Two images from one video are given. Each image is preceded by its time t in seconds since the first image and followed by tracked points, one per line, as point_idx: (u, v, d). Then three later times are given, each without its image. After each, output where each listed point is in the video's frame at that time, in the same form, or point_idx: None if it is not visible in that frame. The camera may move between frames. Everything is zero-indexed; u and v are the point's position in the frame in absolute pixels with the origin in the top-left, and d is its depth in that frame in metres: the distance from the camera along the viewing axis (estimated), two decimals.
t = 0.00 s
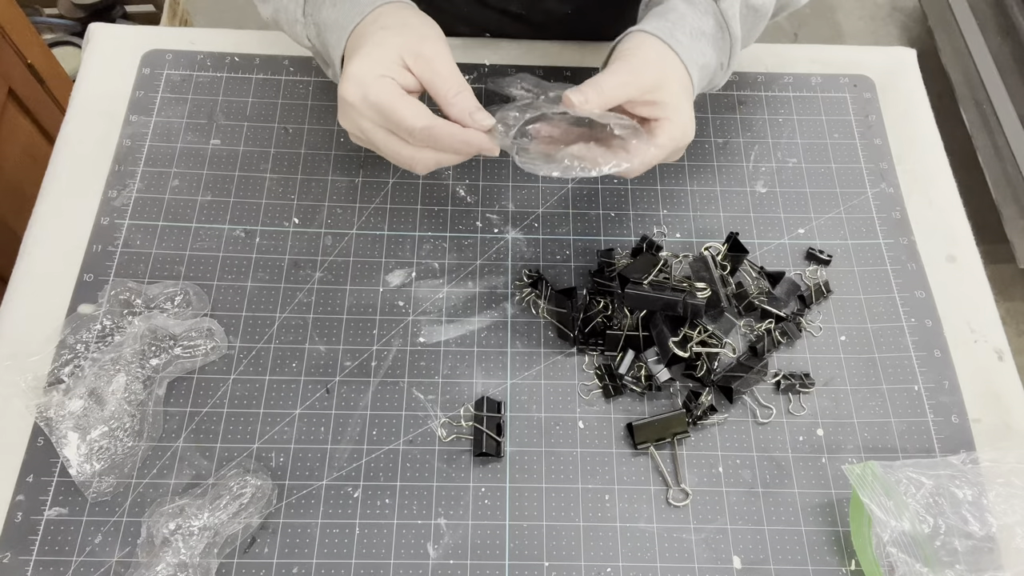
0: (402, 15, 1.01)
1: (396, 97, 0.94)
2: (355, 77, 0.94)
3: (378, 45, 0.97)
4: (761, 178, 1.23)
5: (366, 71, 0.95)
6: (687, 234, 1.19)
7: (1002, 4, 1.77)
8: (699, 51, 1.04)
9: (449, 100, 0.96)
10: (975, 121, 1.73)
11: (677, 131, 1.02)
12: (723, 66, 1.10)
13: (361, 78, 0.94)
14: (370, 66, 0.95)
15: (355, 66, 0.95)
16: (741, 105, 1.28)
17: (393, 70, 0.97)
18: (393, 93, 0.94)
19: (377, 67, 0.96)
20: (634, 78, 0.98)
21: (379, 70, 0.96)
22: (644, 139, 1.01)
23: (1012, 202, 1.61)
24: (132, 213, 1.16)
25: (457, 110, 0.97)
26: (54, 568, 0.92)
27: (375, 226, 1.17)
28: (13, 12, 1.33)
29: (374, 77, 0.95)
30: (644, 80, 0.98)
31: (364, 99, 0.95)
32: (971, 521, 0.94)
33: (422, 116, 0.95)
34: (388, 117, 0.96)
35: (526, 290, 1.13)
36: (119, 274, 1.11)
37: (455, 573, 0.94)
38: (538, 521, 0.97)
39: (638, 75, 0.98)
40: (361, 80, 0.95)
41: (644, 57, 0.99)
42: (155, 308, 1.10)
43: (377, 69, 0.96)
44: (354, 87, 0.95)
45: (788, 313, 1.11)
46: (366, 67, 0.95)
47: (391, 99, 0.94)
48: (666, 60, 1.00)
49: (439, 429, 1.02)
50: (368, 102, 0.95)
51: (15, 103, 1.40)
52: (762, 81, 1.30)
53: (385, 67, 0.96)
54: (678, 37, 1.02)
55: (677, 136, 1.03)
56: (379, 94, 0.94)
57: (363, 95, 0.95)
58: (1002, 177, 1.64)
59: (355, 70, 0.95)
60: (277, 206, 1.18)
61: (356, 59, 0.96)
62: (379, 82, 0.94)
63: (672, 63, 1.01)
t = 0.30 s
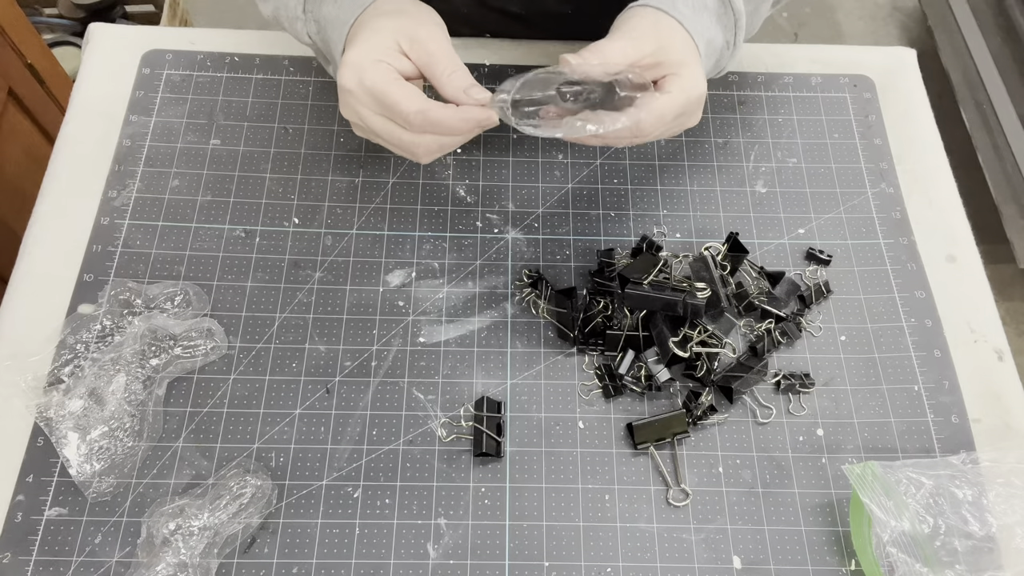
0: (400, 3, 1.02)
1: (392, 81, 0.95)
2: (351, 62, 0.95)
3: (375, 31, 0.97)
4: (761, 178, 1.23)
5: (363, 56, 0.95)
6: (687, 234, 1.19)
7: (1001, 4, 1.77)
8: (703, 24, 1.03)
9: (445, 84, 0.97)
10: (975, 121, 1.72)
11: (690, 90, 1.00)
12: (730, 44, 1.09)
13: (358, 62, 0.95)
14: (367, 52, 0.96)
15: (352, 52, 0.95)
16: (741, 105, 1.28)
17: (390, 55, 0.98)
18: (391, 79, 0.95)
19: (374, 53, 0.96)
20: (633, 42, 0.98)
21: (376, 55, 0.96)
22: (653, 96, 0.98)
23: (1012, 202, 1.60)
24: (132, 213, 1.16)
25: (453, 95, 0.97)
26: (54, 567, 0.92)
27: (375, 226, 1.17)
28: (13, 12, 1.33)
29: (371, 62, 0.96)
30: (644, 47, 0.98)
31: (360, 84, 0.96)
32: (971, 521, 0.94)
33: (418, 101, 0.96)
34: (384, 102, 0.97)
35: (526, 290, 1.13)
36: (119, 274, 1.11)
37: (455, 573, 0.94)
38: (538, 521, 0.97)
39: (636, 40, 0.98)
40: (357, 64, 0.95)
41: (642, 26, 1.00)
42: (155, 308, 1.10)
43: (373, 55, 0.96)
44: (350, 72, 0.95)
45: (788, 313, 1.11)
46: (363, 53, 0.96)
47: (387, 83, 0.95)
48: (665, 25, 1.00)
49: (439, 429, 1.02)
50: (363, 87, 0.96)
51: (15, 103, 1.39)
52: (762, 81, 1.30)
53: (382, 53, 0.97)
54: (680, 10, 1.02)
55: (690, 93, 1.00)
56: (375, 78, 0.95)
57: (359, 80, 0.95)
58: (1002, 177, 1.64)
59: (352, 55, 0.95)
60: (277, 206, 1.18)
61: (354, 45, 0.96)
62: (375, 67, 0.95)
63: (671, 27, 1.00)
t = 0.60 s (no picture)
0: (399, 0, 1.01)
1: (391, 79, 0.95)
2: (352, 57, 0.95)
3: (374, 29, 0.97)
4: (761, 178, 1.23)
5: (362, 54, 0.95)
6: (687, 234, 1.19)
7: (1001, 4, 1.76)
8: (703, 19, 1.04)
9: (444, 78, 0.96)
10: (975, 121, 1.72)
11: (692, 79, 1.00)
12: (729, 41, 1.10)
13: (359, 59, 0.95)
14: (368, 49, 0.96)
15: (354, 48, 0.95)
16: (741, 105, 1.28)
17: (387, 53, 0.97)
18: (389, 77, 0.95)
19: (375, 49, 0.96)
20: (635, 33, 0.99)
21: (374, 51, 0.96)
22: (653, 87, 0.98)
23: (1012, 202, 1.61)
24: (132, 213, 1.16)
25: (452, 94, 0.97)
26: (54, 567, 0.92)
27: (375, 226, 1.17)
28: (13, 12, 1.33)
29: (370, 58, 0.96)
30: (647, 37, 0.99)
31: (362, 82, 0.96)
32: (971, 521, 0.94)
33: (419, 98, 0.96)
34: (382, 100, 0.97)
35: (527, 290, 1.13)
36: (119, 274, 1.11)
37: (455, 573, 0.94)
38: (538, 521, 0.97)
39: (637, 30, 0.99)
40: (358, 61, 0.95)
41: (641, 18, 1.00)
42: (155, 307, 1.09)
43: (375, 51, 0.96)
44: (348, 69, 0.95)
45: (788, 313, 1.11)
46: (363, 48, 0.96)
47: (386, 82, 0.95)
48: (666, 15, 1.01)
49: (439, 430, 1.02)
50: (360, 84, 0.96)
51: (15, 103, 1.39)
52: (762, 81, 1.30)
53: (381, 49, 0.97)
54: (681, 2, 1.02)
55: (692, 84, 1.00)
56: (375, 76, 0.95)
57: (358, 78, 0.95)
58: (1002, 177, 1.64)
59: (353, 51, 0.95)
60: (278, 206, 1.18)
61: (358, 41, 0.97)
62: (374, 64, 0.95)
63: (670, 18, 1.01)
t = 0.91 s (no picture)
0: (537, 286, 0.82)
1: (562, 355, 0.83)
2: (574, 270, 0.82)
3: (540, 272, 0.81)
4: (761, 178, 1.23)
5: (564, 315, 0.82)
6: (687, 234, 1.19)
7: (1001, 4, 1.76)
8: (812, 30, 1.07)
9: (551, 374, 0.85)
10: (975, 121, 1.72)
11: (782, 96, 1.04)
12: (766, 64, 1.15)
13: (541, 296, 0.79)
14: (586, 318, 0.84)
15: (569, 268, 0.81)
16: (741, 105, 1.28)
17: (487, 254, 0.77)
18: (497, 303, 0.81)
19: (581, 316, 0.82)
20: (778, 60, 1.06)
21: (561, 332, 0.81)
22: (753, 99, 1.03)
23: (1012, 203, 1.60)
24: (132, 213, 1.15)
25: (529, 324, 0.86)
26: (54, 568, 0.92)
27: (375, 226, 1.17)
28: (14, 12, 1.33)
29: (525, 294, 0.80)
30: (803, 61, 1.06)
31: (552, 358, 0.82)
32: (971, 521, 0.94)
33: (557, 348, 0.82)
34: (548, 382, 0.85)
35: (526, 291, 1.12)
36: (119, 274, 1.11)
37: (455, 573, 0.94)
38: (538, 521, 0.97)
39: (782, 54, 1.06)
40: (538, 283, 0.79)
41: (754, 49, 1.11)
42: (155, 308, 1.09)
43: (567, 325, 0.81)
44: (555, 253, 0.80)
45: (788, 313, 1.11)
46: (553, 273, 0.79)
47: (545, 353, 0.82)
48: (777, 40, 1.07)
49: (439, 430, 1.02)
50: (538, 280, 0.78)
51: (15, 103, 1.39)
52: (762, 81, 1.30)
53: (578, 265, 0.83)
54: (776, 22, 1.08)
55: (794, 91, 1.05)
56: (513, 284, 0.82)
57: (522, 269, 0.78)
58: (1002, 177, 1.64)
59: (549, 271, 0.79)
60: (278, 206, 1.18)
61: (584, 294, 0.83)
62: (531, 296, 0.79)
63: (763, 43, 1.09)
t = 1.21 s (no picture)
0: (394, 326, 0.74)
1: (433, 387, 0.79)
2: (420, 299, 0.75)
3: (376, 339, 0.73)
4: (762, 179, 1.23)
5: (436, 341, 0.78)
6: (687, 234, 1.19)
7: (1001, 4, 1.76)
8: (860, 36, 1.07)
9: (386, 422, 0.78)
10: (975, 121, 1.72)
11: (849, 116, 1.02)
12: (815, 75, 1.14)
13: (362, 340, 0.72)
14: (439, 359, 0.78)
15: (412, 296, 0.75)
16: (741, 105, 1.28)
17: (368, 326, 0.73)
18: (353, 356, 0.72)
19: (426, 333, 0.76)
20: (833, 77, 1.05)
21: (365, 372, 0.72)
22: (818, 126, 1.02)
23: (1012, 203, 1.60)
24: (132, 213, 1.15)
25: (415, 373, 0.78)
26: (54, 568, 0.92)
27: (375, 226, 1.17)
28: (14, 12, 1.33)
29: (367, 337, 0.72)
30: (862, 74, 1.05)
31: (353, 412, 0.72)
32: (971, 521, 0.94)
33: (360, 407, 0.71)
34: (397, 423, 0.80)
35: (526, 291, 1.13)
36: (119, 274, 1.11)
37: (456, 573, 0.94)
38: (539, 521, 0.97)
39: (838, 70, 1.05)
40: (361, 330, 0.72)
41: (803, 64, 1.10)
42: (155, 308, 1.09)
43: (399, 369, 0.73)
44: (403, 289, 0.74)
45: (788, 313, 1.10)
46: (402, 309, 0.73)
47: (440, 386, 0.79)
48: (831, 54, 1.06)
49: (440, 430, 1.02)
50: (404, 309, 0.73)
51: (15, 103, 1.39)
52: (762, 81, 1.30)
53: (421, 295, 0.76)
54: (823, 32, 1.07)
55: (858, 106, 1.03)
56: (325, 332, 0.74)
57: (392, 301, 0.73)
58: (1002, 177, 1.64)
59: (364, 307, 0.72)
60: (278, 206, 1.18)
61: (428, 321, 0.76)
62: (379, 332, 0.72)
63: (813, 58, 1.08)
